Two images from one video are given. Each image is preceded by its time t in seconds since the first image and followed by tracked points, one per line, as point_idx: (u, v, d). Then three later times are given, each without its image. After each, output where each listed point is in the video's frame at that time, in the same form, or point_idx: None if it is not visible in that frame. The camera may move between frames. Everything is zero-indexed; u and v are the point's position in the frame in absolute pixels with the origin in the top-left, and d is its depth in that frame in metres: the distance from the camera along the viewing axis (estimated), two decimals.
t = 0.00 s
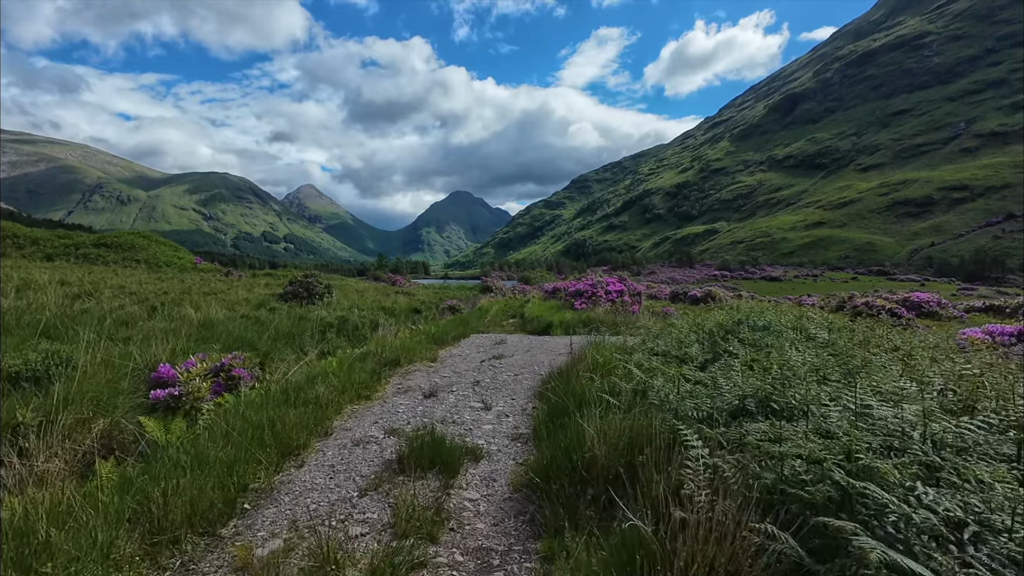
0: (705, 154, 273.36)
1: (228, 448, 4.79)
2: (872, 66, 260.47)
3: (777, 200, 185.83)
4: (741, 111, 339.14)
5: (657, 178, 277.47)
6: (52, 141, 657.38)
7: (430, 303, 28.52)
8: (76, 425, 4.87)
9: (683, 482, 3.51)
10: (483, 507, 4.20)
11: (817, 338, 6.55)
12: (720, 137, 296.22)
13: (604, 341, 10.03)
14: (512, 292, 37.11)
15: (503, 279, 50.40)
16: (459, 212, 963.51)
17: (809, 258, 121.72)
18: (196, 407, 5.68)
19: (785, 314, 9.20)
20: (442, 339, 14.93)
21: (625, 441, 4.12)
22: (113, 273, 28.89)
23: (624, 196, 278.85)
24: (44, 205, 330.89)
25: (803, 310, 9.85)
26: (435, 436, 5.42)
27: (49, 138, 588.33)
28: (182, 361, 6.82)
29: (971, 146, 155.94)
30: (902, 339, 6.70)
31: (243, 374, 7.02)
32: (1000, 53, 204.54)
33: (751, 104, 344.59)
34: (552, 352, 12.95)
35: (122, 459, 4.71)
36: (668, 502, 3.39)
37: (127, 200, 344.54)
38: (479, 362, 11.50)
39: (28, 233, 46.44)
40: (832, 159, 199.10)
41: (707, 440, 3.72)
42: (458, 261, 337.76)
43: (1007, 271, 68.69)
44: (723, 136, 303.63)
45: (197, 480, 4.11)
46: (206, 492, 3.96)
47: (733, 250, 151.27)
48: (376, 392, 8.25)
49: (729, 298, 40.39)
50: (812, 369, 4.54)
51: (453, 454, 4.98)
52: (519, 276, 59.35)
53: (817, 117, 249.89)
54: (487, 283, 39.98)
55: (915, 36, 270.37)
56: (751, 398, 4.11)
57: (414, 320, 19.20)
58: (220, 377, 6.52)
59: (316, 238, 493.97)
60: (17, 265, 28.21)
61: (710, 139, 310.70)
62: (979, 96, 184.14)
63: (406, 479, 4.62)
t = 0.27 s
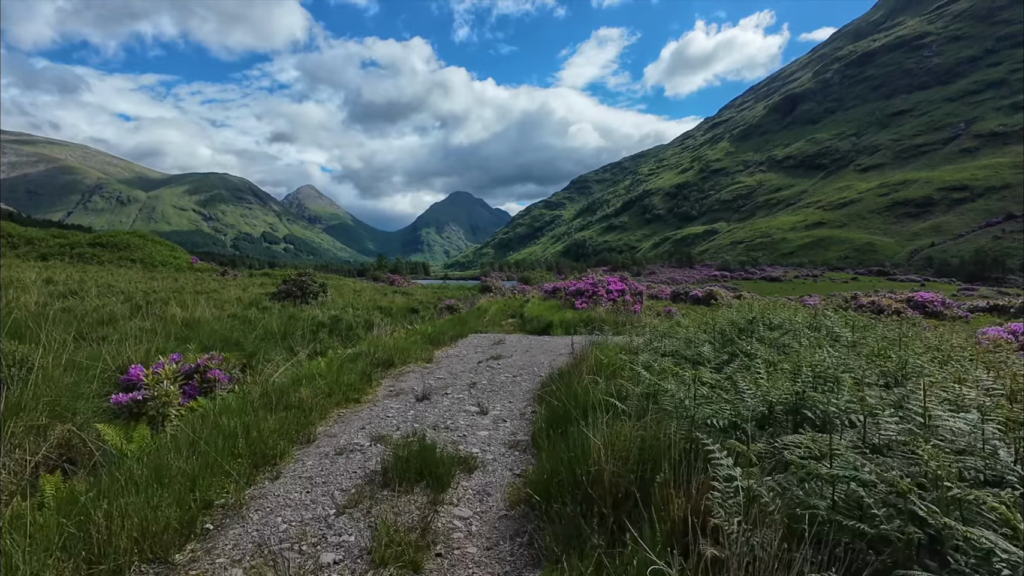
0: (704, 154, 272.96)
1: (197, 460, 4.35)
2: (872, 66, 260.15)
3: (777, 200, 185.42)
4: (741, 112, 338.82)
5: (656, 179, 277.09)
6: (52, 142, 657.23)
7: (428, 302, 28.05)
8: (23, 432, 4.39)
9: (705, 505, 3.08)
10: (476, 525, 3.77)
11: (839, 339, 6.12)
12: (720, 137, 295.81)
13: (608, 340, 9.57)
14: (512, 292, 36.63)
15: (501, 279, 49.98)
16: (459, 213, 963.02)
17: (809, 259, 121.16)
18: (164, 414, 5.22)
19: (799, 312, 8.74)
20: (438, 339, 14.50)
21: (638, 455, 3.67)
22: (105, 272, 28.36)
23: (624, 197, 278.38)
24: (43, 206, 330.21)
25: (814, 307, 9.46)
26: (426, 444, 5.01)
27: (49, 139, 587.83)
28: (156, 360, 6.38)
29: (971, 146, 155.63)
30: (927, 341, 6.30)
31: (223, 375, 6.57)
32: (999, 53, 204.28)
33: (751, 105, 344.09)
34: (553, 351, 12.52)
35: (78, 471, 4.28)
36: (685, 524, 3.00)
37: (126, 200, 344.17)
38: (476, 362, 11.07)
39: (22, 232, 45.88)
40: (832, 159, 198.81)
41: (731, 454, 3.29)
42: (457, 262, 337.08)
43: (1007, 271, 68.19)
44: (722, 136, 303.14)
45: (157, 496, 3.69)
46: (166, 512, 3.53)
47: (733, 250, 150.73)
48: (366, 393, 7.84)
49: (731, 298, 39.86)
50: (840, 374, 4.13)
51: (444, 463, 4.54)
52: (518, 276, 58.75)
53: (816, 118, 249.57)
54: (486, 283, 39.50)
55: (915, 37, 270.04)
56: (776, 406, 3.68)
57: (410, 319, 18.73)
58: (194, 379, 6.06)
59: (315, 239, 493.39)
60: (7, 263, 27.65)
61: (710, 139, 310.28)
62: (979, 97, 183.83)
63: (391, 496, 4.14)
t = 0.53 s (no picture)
0: (704, 154, 272.46)
1: (160, 488, 3.94)
2: (872, 67, 259.73)
3: (777, 200, 185.01)
4: (741, 112, 338.08)
5: (656, 179, 276.49)
6: (52, 142, 657.81)
7: (427, 304, 27.61)
8: None
9: (744, 557, 2.67)
10: (472, 566, 3.37)
11: (865, 355, 5.71)
12: (720, 137, 295.22)
13: (613, 346, 9.15)
14: (512, 293, 36.19)
15: (501, 279, 49.44)
16: (459, 213, 962.73)
17: (809, 259, 120.70)
18: (133, 432, 4.80)
19: (816, 320, 8.29)
20: (437, 342, 14.02)
21: (656, 487, 3.27)
22: (100, 273, 27.93)
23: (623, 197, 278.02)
24: (44, 207, 330.47)
25: (833, 316, 9.02)
26: (417, 469, 4.57)
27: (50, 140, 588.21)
28: (130, 370, 5.94)
29: (971, 146, 154.88)
30: (961, 368, 5.82)
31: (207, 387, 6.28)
32: (999, 54, 203.80)
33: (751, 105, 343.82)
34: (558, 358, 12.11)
35: (26, 501, 3.79)
36: None
37: (126, 201, 344.23)
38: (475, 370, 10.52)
39: (19, 233, 45.53)
40: (832, 159, 198.32)
41: (775, 498, 2.84)
42: (457, 262, 336.79)
43: (1007, 271, 67.73)
44: (722, 137, 302.79)
45: (100, 533, 3.31)
46: (115, 550, 3.15)
47: (733, 250, 150.27)
48: (356, 405, 7.39)
49: (733, 300, 39.38)
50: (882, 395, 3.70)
51: (437, 489, 4.13)
52: (518, 277, 58.26)
53: (816, 118, 249.17)
54: (486, 284, 38.96)
55: (915, 38, 269.31)
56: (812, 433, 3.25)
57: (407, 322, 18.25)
58: (169, 391, 5.61)
59: (315, 239, 492.94)
60: None
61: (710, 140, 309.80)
62: (979, 97, 183.45)
63: (377, 529, 3.71)
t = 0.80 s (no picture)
0: (704, 154, 272.01)
1: (115, 506, 3.48)
2: (872, 67, 259.16)
3: (777, 200, 184.58)
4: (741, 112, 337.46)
5: (656, 179, 276.10)
6: (52, 142, 657.04)
7: (425, 303, 27.11)
8: None
9: None
10: None
11: (904, 358, 5.25)
12: (720, 138, 294.75)
13: (623, 346, 8.67)
14: (512, 293, 35.65)
15: (501, 279, 48.97)
16: (459, 214, 962.11)
17: (809, 259, 120.16)
18: (95, 442, 4.32)
19: (839, 319, 7.80)
20: (436, 342, 13.53)
21: (686, 510, 2.88)
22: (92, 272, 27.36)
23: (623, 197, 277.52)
24: (43, 207, 329.90)
25: (855, 315, 8.52)
26: (410, 482, 4.12)
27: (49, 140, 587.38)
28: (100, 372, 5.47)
29: (971, 146, 154.40)
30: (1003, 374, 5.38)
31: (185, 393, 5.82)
32: (999, 54, 203.23)
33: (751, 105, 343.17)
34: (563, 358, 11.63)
35: None
36: None
37: (126, 201, 343.61)
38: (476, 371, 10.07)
39: (13, 232, 44.97)
40: (832, 159, 197.65)
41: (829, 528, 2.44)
42: (457, 262, 336.13)
43: (1008, 271, 67.13)
44: (722, 137, 302.22)
45: (42, 560, 2.91)
46: None
47: (733, 250, 149.76)
48: (349, 409, 6.91)
49: (736, 299, 38.82)
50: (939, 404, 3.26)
51: (434, 507, 3.67)
52: (517, 277, 57.68)
53: (816, 118, 248.56)
54: (486, 283, 38.47)
55: (914, 37, 268.59)
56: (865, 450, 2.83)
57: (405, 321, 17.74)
58: (140, 395, 5.13)
59: (315, 239, 492.74)
60: None
61: (710, 140, 309.31)
62: (979, 97, 182.85)
63: (364, 559, 3.25)
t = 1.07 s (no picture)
0: (705, 155, 271.68)
1: (58, 549, 3.03)
2: (872, 67, 258.71)
3: (777, 201, 184.28)
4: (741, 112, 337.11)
5: (656, 179, 275.82)
6: (53, 144, 656.59)
7: (425, 304, 26.70)
8: None
9: None
10: None
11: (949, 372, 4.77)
12: (720, 138, 294.41)
13: (631, 354, 8.20)
14: (512, 294, 35.32)
15: (502, 280, 48.52)
16: (459, 214, 962.73)
17: (809, 260, 119.82)
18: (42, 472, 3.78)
19: (862, 323, 7.28)
20: (434, 344, 13.10)
21: None
22: (88, 273, 26.94)
23: (623, 198, 277.13)
24: (44, 208, 329.50)
25: (878, 320, 8.08)
26: (401, 512, 3.68)
27: (50, 141, 587.21)
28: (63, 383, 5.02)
29: (971, 146, 154.01)
30: None
31: (161, 408, 5.40)
32: (999, 54, 202.71)
33: (751, 106, 342.84)
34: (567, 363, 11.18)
35: None
36: None
37: (127, 201, 343.81)
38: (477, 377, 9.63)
39: (9, 232, 44.52)
40: (832, 160, 197.25)
41: None
42: (457, 263, 335.68)
43: (1009, 272, 66.71)
44: (722, 137, 301.69)
45: None
46: None
47: (733, 251, 149.53)
48: (340, 421, 6.51)
49: (739, 300, 38.31)
50: None
51: (423, 548, 3.20)
52: (518, 278, 57.42)
53: (816, 118, 248.07)
54: (486, 284, 38.11)
55: (915, 38, 268.18)
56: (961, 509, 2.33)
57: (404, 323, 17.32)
58: (108, 409, 4.71)
59: (315, 240, 492.65)
60: None
61: (710, 140, 308.96)
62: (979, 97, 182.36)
63: None
